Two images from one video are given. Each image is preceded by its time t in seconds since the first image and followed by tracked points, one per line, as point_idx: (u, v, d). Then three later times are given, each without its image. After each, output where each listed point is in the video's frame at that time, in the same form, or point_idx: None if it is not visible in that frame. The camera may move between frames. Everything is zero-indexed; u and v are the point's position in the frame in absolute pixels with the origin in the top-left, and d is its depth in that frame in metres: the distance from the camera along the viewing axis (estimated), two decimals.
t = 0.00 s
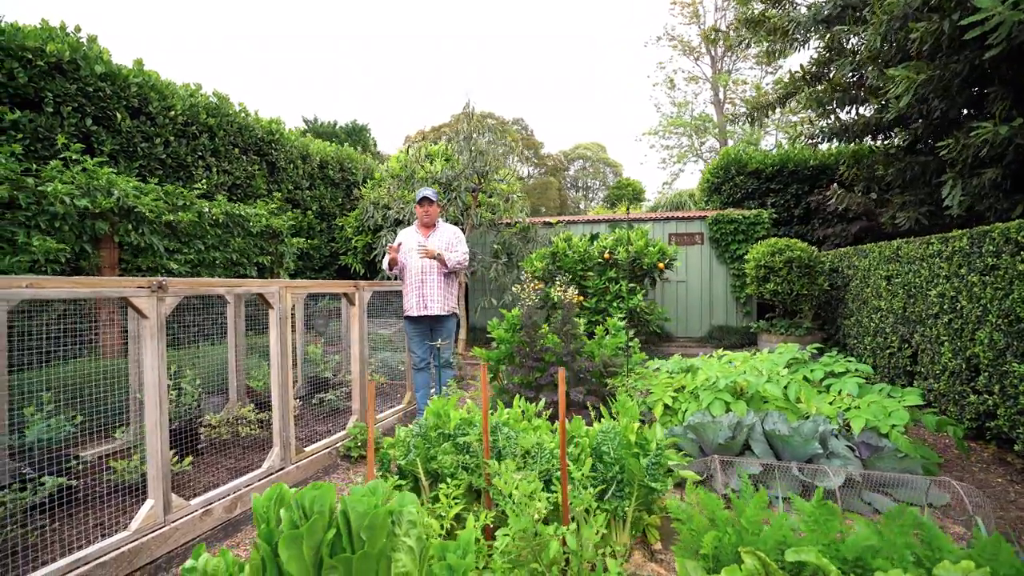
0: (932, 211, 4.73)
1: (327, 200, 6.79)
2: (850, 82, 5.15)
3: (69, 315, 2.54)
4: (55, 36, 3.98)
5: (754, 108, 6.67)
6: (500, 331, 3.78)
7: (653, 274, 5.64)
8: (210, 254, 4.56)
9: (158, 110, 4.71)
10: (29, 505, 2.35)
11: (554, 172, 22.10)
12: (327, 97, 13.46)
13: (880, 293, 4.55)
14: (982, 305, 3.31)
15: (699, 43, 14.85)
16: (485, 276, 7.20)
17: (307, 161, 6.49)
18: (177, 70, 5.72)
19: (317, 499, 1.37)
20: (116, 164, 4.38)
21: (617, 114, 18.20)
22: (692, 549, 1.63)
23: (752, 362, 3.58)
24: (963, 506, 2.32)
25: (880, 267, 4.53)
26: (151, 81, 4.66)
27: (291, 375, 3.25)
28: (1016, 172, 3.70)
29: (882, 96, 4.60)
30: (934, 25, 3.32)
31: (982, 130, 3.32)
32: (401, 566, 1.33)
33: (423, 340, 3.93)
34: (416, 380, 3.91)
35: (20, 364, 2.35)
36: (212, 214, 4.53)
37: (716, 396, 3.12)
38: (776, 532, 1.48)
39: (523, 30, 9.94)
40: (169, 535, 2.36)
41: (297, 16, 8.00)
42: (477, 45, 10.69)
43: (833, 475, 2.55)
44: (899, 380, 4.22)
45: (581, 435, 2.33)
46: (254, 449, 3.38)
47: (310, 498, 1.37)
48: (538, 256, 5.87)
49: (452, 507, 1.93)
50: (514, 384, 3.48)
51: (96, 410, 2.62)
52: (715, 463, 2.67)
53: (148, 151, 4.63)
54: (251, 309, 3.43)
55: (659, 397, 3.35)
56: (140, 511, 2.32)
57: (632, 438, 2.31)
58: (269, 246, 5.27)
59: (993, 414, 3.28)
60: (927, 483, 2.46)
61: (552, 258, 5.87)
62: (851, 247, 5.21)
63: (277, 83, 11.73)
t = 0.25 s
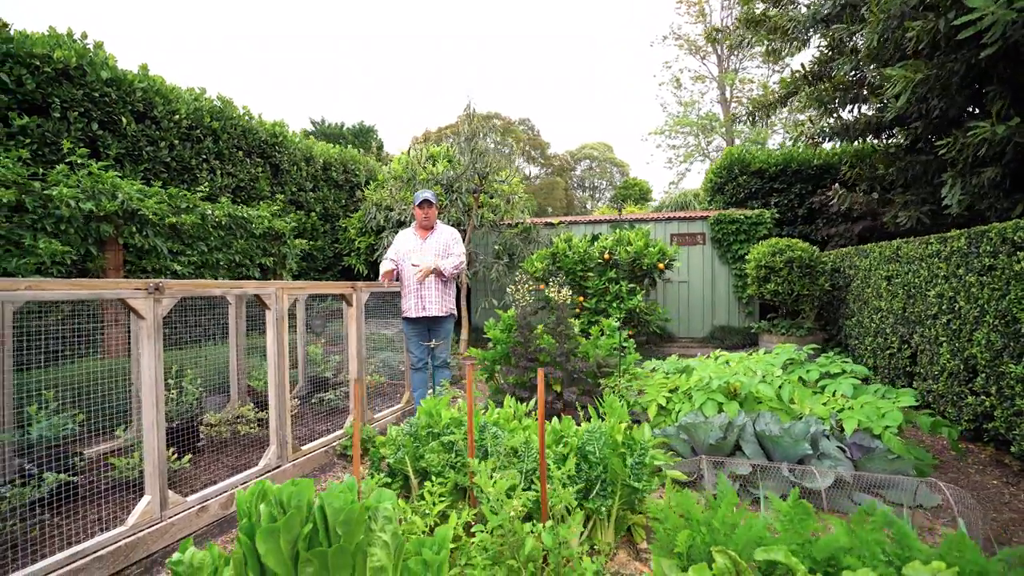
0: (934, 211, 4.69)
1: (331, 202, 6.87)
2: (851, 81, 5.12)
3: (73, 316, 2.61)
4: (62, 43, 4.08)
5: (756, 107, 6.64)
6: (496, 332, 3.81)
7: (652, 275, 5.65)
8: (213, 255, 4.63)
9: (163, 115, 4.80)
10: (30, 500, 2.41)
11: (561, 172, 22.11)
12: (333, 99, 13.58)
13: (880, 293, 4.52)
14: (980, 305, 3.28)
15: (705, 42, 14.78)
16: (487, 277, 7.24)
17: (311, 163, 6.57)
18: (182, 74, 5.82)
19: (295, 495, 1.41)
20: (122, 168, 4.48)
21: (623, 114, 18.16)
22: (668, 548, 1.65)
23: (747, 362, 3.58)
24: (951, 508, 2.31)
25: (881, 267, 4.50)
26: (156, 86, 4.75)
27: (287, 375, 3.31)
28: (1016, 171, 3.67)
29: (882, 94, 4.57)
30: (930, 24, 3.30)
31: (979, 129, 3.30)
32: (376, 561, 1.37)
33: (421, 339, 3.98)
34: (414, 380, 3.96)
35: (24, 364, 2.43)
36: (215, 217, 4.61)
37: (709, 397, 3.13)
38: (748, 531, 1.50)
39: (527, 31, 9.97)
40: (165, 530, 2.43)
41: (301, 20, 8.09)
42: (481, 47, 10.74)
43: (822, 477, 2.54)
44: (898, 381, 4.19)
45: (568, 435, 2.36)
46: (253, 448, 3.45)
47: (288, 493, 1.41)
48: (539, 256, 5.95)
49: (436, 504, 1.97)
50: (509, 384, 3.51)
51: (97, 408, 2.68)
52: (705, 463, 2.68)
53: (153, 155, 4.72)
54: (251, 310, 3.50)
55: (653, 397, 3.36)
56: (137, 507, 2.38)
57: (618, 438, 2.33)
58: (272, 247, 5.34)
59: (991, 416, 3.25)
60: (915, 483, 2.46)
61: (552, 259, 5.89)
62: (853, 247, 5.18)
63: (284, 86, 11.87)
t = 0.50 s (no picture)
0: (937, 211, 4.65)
1: (335, 203, 6.93)
2: (854, 80, 5.08)
3: (78, 316, 2.66)
4: (69, 48, 4.16)
5: (759, 106, 6.61)
6: (494, 333, 3.83)
7: (653, 275, 5.65)
8: (216, 256, 4.69)
9: (168, 117, 4.87)
10: (31, 497, 2.46)
11: (567, 172, 22.10)
12: (339, 100, 13.67)
13: (882, 294, 4.49)
14: (979, 307, 3.25)
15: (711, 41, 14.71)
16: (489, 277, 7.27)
17: (314, 164, 6.63)
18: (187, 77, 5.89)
19: (280, 493, 1.44)
20: (127, 170, 4.55)
21: (629, 113, 18.12)
22: (651, 549, 1.65)
23: (744, 364, 3.58)
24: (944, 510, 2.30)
25: (882, 268, 4.48)
26: (161, 89, 4.82)
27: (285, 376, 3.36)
28: (1019, 171, 3.63)
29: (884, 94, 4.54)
30: (929, 23, 3.28)
31: (979, 129, 3.27)
32: (358, 557, 1.40)
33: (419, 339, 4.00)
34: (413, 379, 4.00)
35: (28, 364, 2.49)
36: (218, 218, 4.67)
37: (704, 398, 3.13)
38: (729, 531, 1.51)
39: (531, 32, 9.99)
40: (162, 526, 2.48)
41: (306, 23, 8.16)
42: (486, 47, 10.77)
43: (815, 479, 2.54)
44: (899, 382, 4.16)
45: (559, 435, 2.37)
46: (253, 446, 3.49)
47: (274, 490, 1.44)
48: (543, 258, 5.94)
49: (425, 503, 2.00)
50: (506, 384, 3.53)
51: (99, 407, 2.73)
52: (697, 464, 2.69)
53: (158, 157, 4.79)
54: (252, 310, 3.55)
55: (648, 398, 3.37)
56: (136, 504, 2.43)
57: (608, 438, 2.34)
58: (275, 248, 5.40)
59: (991, 418, 3.23)
60: (908, 485, 2.45)
61: (554, 260, 5.91)
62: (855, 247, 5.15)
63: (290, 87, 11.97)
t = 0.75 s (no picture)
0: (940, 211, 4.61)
1: (337, 204, 6.98)
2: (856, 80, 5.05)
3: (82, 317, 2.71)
4: (75, 52, 4.22)
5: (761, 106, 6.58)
6: (492, 334, 3.85)
7: (654, 276, 5.66)
8: (218, 257, 4.74)
9: (171, 119, 4.92)
10: (32, 494, 2.50)
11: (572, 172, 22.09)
12: (344, 101, 13.75)
13: (883, 296, 4.46)
14: (979, 308, 3.23)
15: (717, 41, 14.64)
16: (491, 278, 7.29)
17: (317, 166, 6.68)
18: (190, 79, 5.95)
19: (266, 492, 1.47)
20: (131, 172, 4.61)
21: (635, 113, 18.08)
22: (635, 550, 1.66)
23: (741, 365, 3.57)
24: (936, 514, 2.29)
25: (884, 269, 4.45)
26: (165, 91, 4.88)
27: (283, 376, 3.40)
28: (1021, 171, 3.59)
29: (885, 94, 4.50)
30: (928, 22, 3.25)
31: (980, 129, 3.24)
32: (342, 556, 1.43)
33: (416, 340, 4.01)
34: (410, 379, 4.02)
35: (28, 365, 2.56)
36: (221, 220, 4.71)
37: (699, 400, 3.13)
38: (710, 533, 1.51)
39: (534, 33, 10.00)
40: (159, 523, 2.54)
41: (309, 27, 8.30)
42: (490, 48, 10.79)
43: (806, 482, 2.54)
44: (901, 384, 4.13)
45: (551, 435, 2.39)
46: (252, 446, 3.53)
47: (259, 489, 1.47)
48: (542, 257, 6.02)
49: (415, 503, 2.02)
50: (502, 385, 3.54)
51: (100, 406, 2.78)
52: (690, 466, 2.69)
53: (162, 159, 4.85)
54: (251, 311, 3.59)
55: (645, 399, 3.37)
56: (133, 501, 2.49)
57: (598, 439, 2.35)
58: (277, 249, 5.45)
59: (991, 420, 3.20)
60: (902, 487, 2.44)
61: (554, 260, 5.92)
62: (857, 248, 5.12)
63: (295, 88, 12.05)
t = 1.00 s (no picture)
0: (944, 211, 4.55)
1: (341, 205, 7.03)
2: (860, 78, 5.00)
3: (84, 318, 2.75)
4: (80, 56, 4.28)
5: (765, 106, 6.54)
6: (489, 335, 3.86)
7: (656, 276, 5.66)
8: (221, 258, 4.79)
9: (175, 122, 4.98)
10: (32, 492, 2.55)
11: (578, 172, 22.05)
12: (350, 102, 13.83)
13: (886, 297, 4.42)
14: (981, 310, 3.19)
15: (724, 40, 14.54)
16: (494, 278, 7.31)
17: (320, 167, 6.73)
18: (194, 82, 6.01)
19: (250, 492, 1.48)
20: (135, 174, 4.67)
21: (641, 113, 18.02)
22: (619, 553, 1.66)
23: (739, 367, 3.55)
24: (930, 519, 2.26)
25: (887, 270, 4.41)
26: (169, 94, 4.93)
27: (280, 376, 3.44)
28: None
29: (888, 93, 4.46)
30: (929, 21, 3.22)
31: (982, 129, 3.20)
32: (323, 556, 1.45)
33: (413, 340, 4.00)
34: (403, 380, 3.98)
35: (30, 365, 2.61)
36: (223, 221, 4.75)
37: (696, 402, 3.12)
38: (692, 536, 1.51)
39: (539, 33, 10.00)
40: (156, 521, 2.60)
41: (314, 30, 8.37)
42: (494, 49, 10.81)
43: (800, 485, 2.52)
44: (903, 387, 4.09)
45: (542, 437, 2.39)
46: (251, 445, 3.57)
47: (243, 490, 1.49)
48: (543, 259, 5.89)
49: (403, 505, 2.03)
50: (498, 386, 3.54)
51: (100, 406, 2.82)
52: (684, 468, 2.68)
53: (166, 161, 4.91)
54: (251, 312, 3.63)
55: (642, 401, 3.36)
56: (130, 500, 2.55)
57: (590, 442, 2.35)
58: (280, 250, 5.50)
59: (992, 424, 3.16)
60: (896, 491, 2.42)
61: (555, 261, 5.91)
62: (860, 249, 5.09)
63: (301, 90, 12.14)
